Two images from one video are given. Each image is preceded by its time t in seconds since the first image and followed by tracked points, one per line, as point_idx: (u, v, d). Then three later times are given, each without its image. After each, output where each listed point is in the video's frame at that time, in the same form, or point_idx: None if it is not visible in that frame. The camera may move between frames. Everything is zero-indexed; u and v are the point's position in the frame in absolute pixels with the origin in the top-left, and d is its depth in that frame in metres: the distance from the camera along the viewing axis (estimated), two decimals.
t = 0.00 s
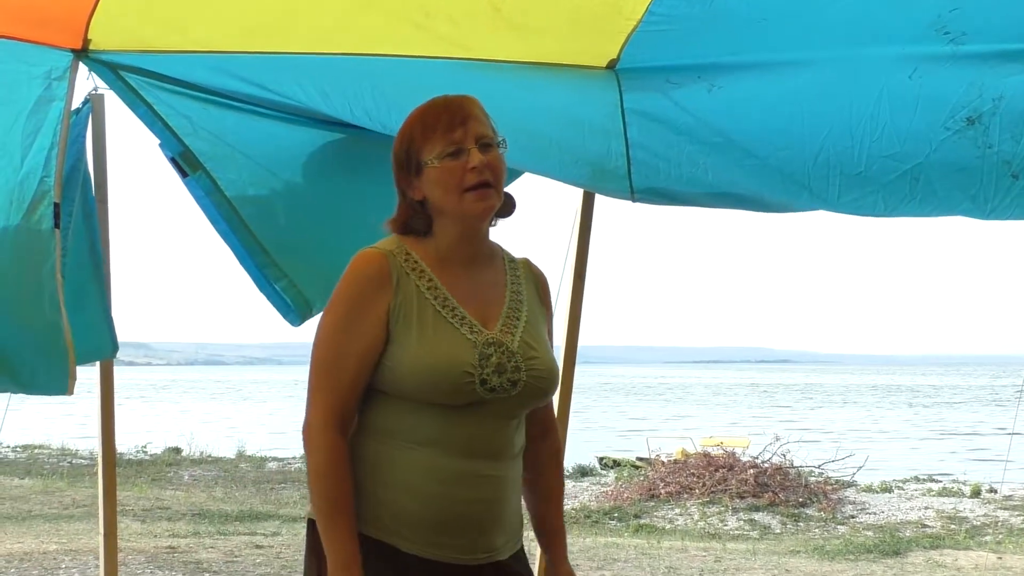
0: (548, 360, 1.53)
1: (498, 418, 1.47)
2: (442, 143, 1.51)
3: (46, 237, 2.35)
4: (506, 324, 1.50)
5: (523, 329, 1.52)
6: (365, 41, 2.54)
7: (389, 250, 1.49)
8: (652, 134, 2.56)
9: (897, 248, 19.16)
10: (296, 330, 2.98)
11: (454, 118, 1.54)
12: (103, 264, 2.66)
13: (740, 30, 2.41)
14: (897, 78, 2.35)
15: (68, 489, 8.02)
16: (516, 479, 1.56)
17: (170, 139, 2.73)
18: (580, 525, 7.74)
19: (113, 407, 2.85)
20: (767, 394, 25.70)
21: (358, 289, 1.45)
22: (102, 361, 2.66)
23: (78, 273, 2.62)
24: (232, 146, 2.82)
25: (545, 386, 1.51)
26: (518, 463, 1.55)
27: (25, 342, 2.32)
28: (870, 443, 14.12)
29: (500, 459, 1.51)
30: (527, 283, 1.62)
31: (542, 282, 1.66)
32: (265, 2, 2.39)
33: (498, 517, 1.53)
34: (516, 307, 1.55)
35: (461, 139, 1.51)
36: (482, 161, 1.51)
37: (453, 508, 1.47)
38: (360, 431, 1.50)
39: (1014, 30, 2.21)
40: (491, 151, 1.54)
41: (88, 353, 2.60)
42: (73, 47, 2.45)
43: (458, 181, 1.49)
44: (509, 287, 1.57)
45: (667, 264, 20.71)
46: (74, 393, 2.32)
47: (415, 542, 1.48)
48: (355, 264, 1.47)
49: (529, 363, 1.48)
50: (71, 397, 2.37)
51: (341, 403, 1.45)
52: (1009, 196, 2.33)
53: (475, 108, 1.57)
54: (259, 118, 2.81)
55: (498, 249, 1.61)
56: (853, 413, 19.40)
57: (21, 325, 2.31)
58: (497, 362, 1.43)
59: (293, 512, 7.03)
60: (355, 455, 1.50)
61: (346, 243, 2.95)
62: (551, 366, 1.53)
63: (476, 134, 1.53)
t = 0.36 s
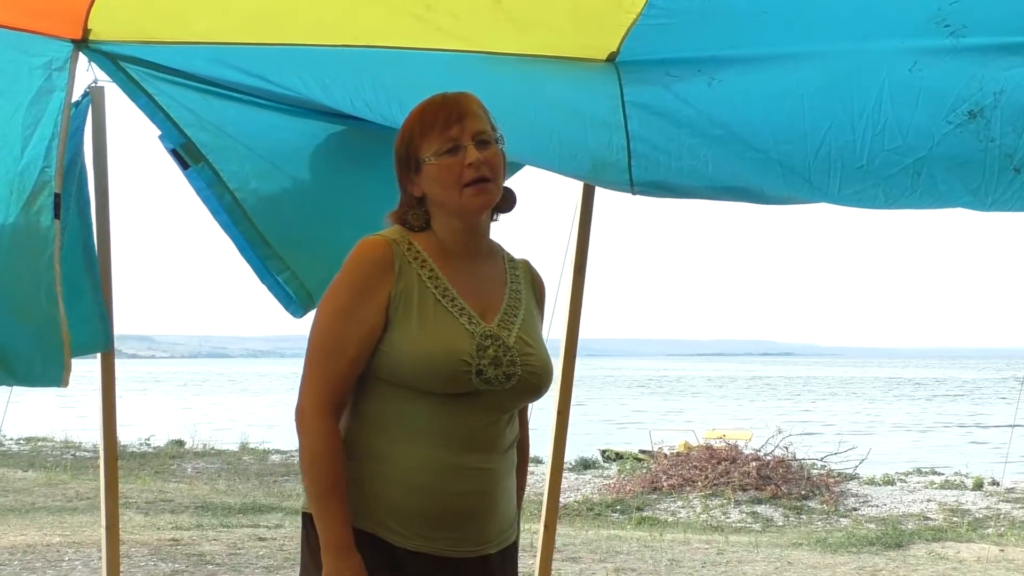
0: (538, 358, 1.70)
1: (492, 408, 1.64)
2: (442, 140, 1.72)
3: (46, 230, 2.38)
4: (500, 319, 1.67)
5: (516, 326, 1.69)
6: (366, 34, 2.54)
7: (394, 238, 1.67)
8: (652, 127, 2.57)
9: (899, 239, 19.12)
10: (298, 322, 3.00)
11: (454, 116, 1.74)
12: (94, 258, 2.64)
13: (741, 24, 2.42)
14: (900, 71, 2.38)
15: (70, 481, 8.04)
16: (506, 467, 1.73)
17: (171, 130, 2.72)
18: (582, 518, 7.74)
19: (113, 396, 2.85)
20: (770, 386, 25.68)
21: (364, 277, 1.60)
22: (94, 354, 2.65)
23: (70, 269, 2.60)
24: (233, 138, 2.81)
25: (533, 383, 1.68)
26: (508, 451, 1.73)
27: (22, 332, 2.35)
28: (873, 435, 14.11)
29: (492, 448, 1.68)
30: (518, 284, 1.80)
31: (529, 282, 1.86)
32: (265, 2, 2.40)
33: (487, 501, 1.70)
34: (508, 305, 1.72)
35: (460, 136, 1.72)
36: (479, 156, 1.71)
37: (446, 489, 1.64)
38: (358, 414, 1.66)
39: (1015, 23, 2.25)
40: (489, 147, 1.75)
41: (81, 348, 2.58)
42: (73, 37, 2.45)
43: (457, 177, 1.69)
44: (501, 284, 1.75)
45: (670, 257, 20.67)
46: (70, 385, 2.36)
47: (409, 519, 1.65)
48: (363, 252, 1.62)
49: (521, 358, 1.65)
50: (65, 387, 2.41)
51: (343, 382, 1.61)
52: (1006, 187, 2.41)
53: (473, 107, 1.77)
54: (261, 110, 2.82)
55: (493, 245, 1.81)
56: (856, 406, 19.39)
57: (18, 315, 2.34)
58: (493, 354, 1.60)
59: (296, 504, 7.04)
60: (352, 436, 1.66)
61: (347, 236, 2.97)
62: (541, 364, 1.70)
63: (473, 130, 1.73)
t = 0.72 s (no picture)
0: (490, 331, 1.44)
1: (439, 395, 1.40)
2: (370, 133, 1.46)
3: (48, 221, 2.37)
4: (443, 302, 1.43)
5: (461, 305, 1.44)
6: (366, 23, 2.52)
7: (320, 246, 1.44)
8: (654, 118, 2.48)
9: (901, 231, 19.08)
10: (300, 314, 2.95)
11: (382, 108, 1.49)
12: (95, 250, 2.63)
13: (743, 14, 2.37)
14: (901, 63, 2.31)
15: (73, 473, 8.05)
16: (480, 448, 1.47)
17: (175, 121, 2.60)
18: (584, 510, 7.75)
19: (117, 384, 2.85)
20: (771, 379, 25.66)
21: (286, 288, 1.40)
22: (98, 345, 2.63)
23: (70, 258, 2.59)
24: (240, 129, 2.65)
25: (488, 360, 1.42)
26: (478, 432, 1.47)
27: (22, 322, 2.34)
28: (874, 427, 14.10)
29: (454, 434, 1.43)
30: (475, 260, 1.53)
31: (492, 255, 1.58)
32: None
33: (460, 493, 1.45)
34: (456, 284, 1.47)
35: (388, 129, 1.46)
36: (410, 150, 1.45)
37: (404, 491, 1.40)
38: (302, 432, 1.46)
39: (1014, 14, 2.19)
40: (421, 140, 1.49)
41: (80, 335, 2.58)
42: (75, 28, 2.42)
43: (384, 172, 1.44)
44: (452, 265, 1.50)
45: (671, 249, 20.65)
46: (70, 374, 2.37)
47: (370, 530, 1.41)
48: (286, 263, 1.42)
49: (465, 340, 1.39)
50: (65, 378, 2.42)
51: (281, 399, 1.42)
52: (1010, 179, 2.28)
53: (404, 98, 1.51)
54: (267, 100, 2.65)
55: (442, 231, 1.54)
56: (857, 398, 19.38)
57: (18, 305, 2.34)
58: (428, 341, 1.35)
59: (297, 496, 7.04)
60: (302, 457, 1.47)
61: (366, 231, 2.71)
62: (493, 336, 1.43)
63: (402, 123, 1.47)
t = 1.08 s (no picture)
0: (444, 317, 1.34)
1: (393, 387, 1.31)
2: (320, 129, 1.42)
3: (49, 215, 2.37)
4: (395, 291, 1.35)
5: (415, 292, 1.35)
6: (368, 17, 2.52)
7: (272, 245, 1.40)
8: (657, 110, 2.47)
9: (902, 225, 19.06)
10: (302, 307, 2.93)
11: (333, 105, 1.44)
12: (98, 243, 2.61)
13: (747, 5, 2.36)
14: (906, 53, 2.27)
15: (74, 467, 8.06)
16: (451, 440, 1.37)
17: (178, 115, 2.57)
18: (585, 503, 7.76)
19: (118, 379, 2.84)
20: (771, 372, 25.68)
21: (239, 290, 1.37)
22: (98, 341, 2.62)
23: (70, 253, 2.56)
24: (244, 124, 2.60)
25: (444, 349, 1.33)
26: (446, 423, 1.36)
27: (20, 317, 2.33)
28: (875, 421, 14.10)
29: (416, 426, 1.33)
30: (437, 244, 1.43)
31: (461, 237, 1.47)
32: None
33: (429, 488, 1.36)
34: (412, 269, 1.38)
35: (339, 126, 1.42)
36: (360, 146, 1.40)
37: (366, 488, 1.33)
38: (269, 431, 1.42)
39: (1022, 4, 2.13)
40: (373, 137, 1.44)
41: (79, 330, 2.55)
42: (79, 24, 2.43)
43: (335, 170, 1.39)
44: (411, 251, 1.41)
45: (672, 242, 20.63)
46: (67, 371, 2.35)
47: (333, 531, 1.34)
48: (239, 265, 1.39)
49: (414, 329, 1.31)
50: (64, 375, 2.39)
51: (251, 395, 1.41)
52: (1014, 170, 2.23)
53: (356, 96, 1.47)
54: (270, 96, 2.61)
55: (403, 219, 1.46)
56: (857, 392, 19.39)
57: (17, 299, 2.32)
58: (373, 334, 1.28)
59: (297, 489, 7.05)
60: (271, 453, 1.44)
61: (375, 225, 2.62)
62: (448, 322, 1.34)
63: (354, 120, 1.43)
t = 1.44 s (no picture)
0: (447, 293, 1.36)
1: (397, 367, 1.33)
2: (320, 119, 1.45)
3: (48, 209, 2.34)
4: (397, 271, 1.37)
5: (417, 272, 1.37)
6: (372, 11, 2.50)
7: (275, 235, 1.44)
8: (663, 102, 2.49)
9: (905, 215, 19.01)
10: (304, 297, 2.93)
11: (333, 96, 1.47)
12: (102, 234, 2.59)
13: None
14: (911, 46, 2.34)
15: (77, 456, 8.07)
16: (458, 422, 1.39)
17: (180, 108, 2.58)
18: (588, 493, 7.76)
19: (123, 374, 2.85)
20: (773, 362, 25.67)
21: (247, 279, 1.42)
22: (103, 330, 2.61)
23: (75, 243, 2.55)
24: (246, 116, 2.61)
25: (446, 324, 1.34)
26: (452, 404, 1.38)
27: (19, 311, 2.31)
28: (877, 411, 14.10)
29: (422, 407, 1.36)
30: (439, 227, 1.45)
31: (464, 221, 1.48)
32: None
33: (436, 469, 1.38)
34: (413, 249, 1.40)
35: (337, 115, 1.44)
36: (359, 134, 1.43)
37: (375, 469, 1.36)
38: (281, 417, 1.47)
39: None
40: (371, 127, 1.46)
41: (83, 320, 2.53)
42: (82, 17, 2.41)
43: (333, 159, 1.42)
44: (413, 234, 1.42)
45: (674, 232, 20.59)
46: (68, 365, 2.34)
47: (342, 514, 1.38)
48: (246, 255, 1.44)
49: (415, 306, 1.33)
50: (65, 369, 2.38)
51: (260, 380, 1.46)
52: (1015, 161, 2.31)
53: (356, 87, 1.49)
54: (272, 88, 2.62)
55: (405, 205, 1.48)
56: (859, 382, 19.39)
57: (17, 293, 2.31)
58: (374, 312, 1.31)
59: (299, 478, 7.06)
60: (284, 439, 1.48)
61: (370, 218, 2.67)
62: (449, 300, 1.35)
63: (352, 110, 1.45)
